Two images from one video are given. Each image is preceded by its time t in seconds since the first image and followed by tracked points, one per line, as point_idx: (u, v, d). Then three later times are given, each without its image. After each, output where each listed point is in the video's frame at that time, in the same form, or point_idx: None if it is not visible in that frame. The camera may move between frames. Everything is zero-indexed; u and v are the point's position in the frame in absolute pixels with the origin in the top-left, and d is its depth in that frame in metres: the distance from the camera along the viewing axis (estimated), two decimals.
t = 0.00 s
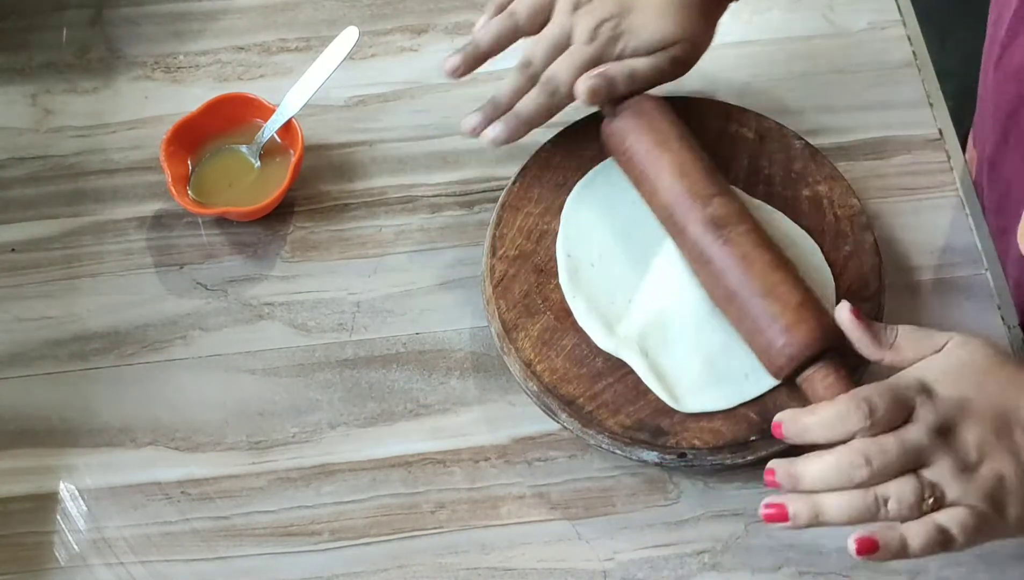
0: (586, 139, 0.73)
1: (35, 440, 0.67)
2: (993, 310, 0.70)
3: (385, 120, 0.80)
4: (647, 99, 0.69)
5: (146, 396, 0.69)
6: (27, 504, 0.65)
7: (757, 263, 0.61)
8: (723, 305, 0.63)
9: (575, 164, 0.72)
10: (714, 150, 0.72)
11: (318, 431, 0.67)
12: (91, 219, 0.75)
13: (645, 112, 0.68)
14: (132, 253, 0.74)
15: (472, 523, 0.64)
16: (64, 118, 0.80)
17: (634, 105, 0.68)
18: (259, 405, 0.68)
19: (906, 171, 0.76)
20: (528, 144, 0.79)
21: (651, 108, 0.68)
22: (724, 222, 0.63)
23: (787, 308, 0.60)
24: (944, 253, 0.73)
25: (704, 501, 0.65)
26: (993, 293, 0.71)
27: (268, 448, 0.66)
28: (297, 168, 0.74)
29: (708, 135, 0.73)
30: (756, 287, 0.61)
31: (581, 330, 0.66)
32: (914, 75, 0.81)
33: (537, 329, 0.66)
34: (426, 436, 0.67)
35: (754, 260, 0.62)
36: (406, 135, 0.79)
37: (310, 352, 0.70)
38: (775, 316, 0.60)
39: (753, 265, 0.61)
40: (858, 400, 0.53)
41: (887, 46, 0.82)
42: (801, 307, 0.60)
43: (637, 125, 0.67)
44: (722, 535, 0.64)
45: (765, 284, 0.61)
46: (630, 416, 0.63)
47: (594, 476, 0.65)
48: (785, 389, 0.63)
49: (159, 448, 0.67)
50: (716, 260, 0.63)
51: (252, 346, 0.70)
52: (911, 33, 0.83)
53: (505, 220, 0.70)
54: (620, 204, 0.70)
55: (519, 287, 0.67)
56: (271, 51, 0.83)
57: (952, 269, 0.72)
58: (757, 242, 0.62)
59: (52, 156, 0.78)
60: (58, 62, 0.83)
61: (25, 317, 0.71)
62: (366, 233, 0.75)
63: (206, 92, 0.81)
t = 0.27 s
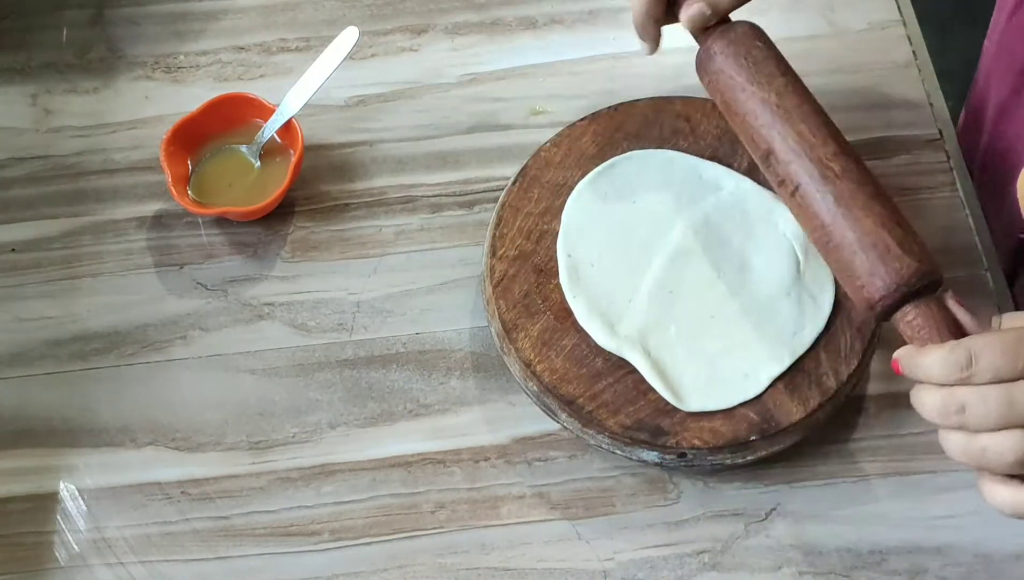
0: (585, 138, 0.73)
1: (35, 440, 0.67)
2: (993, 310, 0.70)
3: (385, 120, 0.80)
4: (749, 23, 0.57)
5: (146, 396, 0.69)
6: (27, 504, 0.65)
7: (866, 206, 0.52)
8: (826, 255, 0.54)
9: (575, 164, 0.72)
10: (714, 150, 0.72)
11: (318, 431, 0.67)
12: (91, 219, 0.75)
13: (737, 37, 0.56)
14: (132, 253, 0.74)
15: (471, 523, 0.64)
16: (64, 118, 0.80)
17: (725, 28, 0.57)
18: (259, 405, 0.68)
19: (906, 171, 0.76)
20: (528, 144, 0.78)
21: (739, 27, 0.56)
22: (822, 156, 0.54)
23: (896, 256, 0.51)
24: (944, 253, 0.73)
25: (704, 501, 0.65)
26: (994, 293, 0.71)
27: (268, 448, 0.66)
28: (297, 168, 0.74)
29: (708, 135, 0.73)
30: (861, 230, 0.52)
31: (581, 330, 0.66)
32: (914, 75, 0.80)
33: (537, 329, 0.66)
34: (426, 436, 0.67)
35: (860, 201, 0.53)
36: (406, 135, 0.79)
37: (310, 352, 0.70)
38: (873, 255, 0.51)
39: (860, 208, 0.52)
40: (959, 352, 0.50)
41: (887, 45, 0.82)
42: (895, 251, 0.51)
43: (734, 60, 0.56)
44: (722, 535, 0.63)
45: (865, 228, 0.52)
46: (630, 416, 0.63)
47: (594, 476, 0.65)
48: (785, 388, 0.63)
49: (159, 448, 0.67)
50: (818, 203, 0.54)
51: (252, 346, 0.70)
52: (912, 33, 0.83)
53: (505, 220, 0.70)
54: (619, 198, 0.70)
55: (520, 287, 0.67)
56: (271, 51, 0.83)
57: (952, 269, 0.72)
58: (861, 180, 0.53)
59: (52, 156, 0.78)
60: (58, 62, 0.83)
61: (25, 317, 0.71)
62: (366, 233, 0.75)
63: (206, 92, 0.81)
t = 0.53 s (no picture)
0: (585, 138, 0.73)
1: (35, 441, 0.67)
2: (994, 310, 0.70)
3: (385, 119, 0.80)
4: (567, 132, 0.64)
5: (146, 396, 0.69)
6: (27, 504, 0.65)
7: (643, 316, 0.56)
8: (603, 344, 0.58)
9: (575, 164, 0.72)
10: (714, 149, 0.72)
11: (318, 431, 0.67)
12: (91, 219, 0.75)
13: (569, 142, 0.63)
14: (132, 253, 0.74)
15: (471, 523, 0.64)
16: (64, 118, 0.80)
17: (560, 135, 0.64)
18: (259, 405, 0.68)
19: (906, 171, 0.76)
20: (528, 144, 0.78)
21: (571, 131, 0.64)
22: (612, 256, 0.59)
23: (654, 358, 0.55)
24: (944, 253, 0.73)
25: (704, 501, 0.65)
26: (994, 293, 0.71)
27: (268, 448, 0.66)
28: (297, 168, 0.74)
29: (708, 134, 0.73)
30: (636, 329, 0.56)
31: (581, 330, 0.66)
32: (914, 75, 0.81)
33: (537, 329, 0.66)
34: (426, 436, 0.67)
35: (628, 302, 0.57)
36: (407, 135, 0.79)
37: (310, 352, 0.70)
38: (643, 365, 0.55)
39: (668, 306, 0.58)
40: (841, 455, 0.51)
41: (887, 45, 0.82)
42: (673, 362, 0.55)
43: (557, 160, 0.63)
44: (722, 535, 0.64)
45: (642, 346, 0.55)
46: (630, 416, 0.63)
47: (594, 476, 0.66)
48: (784, 389, 0.63)
49: (159, 448, 0.67)
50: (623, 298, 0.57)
51: (252, 346, 0.70)
52: (912, 33, 0.83)
53: (505, 220, 0.70)
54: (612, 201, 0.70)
55: (520, 287, 0.67)
56: (271, 51, 0.83)
57: (952, 269, 0.72)
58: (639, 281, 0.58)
59: (52, 156, 0.78)
60: (58, 62, 0.83)
61: (26, 317, 0.71)
62: (366, 233, 0.75)
63: (206, 92, 0.81)
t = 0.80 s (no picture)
0: (585, 139, 0.73)
1: (35, 441, 0.67)
2: (993, 310, 0.70)
3: (385, 120, 0.80)
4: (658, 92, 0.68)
5: (146, 396, 0.69)
6: (27, 504, 0.65)
7: (751, 274, 0.60)
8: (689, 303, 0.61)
9: (574, 164, 0.72)
10: (715, 149, 0.72)
11: (318, 431, 0.67)
12: (91, 218, 0.75)
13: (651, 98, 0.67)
14: (132, 253, 0.74)
15: (472, 523, 0.64)
16: (63, 118, 0.80)
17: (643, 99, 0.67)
18: (259, 405, 0.68)
19: (906, 171, 0.76)
20: (528, 144, 0.78)
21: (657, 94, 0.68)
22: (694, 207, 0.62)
23: (758, 338, 0.57)
24: (944, 253, 0.73)
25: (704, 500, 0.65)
26: (994, 293, 0.71)
27: (268, 448, 0.66)
28: (297, 168, 0.74)
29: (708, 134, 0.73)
30: (734, 295, 0.59)
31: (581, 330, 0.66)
32: (914, 75, 0.81)
33: (537, 329, 0.66)
34: (426, 436, 0.67)
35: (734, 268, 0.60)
36: (406, 135, 0.79)
37: (310, 352, 0.70)
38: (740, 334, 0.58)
39: (729, 264, 0.60)
40: (817, 433, 0.54)
41: (886, 46, 0.82)
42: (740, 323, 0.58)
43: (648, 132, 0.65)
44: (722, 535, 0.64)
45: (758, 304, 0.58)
46: (630, 416, 0.63)
47: (594, 476, 0.66)
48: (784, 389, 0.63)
49: (159, 448, 0.67)
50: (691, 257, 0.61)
51: (252, 346, 0.70)
52: (911, 33, 0.83)
53: (505, 220, 0.70)
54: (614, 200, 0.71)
55: (520, 287, 0.67)
56: (271, 51, 0.83)
57: (952, 269, 0.72)
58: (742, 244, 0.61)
59: (51, 156, 0.78)
60: (57, 62, 0.83)
61: (25, 317, 0.71)
62: (366, 233, 0.75)
63: (206, 92, 0.81)
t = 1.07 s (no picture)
0: (585, 138, 0.73)
1: (35, 441, 0.67)
2: (993, 310, 0.70)
3: (385, 120, 0.80)
4: (788, 30, 0.60)
5: (146, 396, 0.69)
6: (27, 504, 0.65)
7: (871, 201, 0.55)
8: (824, 247, 0.56)
9: (574, 164, 0.72)
10: (715, 150, 0.73)
11: (318, 431, 0.67)
12: (91, 219, 0.75)
13: (764, 43, 0.59)
14: (132, 253, 0.74)
15: (471, 523, 0.64)
16: (63, 118, 0.80)
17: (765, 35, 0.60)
18: (259, 404, 0.68)
19: (906, 171, 0.76)
20: (528, 144, 0.78)
21: (774, 29, 0.59)
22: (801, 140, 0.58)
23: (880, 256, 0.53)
24: (944, 253, 0.73)
25: (704, 500, 0.65)
26: (994, 294, 0.71)
27: (268, 448, 0.66)
28: (297, 168, 0.74)
29: (708, 136, 0.73)
30: (858, 229, 0.55)
31: (581, 330, 0.66)
32: (914, 75, 0.80)
33: (537, 329, 0.66)
34: (426, 436, 0.67)
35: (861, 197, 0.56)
36: (406, 135, 0.79)
37: (310, 352, 0.70)
38: (874, 259, 0.53)
39: (866, 199, 0.55)
40: (943, 376, 0.47)
41: (887, 46, 0.82)
42: (877, 252, 0.54)
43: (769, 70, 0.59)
44: (721, 535, 0.64)
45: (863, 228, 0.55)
46: (630, 416, 0.63)
47: (594, 476, 0.66)
48: (784, 388, 0.63)
49: (159, 448, 0.67)
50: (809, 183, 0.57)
51: (252, 345, 0.70)
52: (911, 33, 0.83)
53: (505, 219, 0.70)
54: (620, 195, 0.70)
55: (520, 287, 0.67)
56: (271, 51, 0.83)
57: (952, 270, 0.72)
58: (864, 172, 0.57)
59: (52, 156, 0.78)
60: (58, 62, 0.83)
61: (25, 317, 0.71)
62: (366, 233, 0.75)
63: (206, 92, 0.81)
